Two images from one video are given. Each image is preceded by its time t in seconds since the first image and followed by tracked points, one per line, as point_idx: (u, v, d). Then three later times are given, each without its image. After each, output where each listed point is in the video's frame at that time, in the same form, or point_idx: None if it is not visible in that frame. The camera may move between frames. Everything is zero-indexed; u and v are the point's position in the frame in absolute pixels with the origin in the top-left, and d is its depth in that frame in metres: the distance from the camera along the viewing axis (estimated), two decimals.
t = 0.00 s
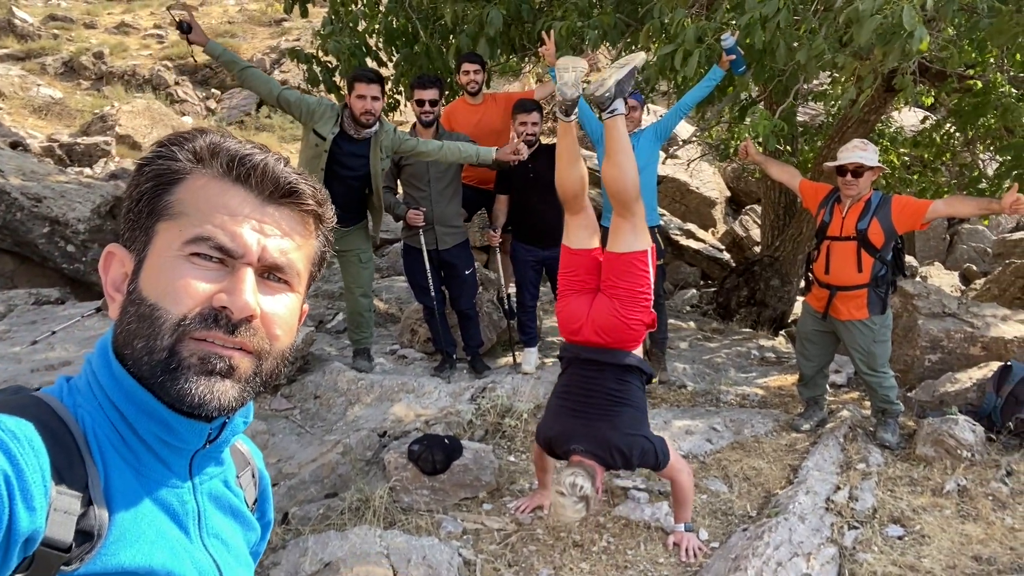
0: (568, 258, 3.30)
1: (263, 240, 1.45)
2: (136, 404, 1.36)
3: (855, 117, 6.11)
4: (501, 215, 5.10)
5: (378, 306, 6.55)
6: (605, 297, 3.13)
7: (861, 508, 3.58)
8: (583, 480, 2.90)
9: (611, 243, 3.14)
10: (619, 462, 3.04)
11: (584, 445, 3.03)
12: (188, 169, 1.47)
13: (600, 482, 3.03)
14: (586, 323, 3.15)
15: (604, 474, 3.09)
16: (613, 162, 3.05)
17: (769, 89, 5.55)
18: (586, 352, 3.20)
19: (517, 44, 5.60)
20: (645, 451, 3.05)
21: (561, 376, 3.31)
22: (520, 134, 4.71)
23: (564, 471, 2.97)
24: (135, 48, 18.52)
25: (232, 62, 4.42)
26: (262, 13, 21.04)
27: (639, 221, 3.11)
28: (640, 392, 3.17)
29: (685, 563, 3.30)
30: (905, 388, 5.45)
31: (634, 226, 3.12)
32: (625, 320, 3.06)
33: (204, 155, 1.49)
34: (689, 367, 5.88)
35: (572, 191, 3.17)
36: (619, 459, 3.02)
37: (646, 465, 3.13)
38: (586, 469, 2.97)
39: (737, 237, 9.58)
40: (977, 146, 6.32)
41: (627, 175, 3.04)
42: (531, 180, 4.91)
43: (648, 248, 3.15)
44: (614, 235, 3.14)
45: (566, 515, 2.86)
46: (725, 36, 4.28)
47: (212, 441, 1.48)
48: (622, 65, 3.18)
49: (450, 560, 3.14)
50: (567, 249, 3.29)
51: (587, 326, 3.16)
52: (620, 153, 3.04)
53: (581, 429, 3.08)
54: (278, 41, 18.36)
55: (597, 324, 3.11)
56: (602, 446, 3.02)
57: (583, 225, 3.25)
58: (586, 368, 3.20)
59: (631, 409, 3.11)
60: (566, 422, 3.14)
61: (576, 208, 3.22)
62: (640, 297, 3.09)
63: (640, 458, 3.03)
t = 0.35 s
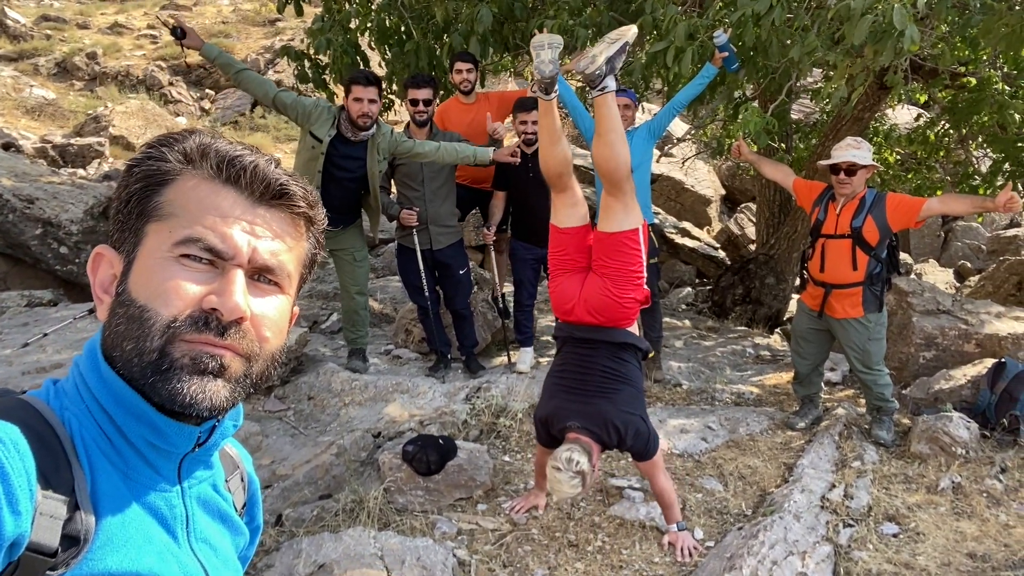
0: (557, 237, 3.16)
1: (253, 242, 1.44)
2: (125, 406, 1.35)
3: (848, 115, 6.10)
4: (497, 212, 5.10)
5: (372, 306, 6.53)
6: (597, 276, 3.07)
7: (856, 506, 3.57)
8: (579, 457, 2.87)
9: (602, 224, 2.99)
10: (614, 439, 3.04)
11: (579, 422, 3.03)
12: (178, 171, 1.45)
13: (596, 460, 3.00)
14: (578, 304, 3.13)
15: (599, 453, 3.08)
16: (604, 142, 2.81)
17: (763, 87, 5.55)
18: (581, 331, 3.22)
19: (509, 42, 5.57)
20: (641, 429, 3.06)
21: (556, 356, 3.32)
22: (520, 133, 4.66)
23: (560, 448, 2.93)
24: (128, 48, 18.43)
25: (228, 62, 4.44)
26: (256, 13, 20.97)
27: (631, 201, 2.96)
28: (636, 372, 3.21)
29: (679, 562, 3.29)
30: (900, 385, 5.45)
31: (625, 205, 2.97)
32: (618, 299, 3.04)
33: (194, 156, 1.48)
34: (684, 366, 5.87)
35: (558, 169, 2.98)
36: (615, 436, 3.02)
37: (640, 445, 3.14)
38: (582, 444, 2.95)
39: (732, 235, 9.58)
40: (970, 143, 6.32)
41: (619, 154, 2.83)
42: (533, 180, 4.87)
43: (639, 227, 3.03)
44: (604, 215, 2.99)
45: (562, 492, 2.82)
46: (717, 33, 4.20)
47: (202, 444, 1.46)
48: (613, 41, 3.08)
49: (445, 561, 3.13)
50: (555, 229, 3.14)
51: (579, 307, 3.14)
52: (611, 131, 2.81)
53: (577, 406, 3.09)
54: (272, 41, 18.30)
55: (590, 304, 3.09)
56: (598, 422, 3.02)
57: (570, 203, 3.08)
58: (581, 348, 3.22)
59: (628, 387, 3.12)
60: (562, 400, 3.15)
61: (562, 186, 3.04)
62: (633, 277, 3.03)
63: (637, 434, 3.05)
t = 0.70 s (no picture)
0: (561, 261, 3.28)
1: (256, 242, 1.43)
2: (127, 407, 1.34)
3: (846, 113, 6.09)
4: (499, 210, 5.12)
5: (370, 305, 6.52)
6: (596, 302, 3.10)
7: (855, 503, 3.58)
8: (573, 484, 2.89)
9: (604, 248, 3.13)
10: (612, 467, 3.01)
11: (574, 450, 3.02)
12: (181, 171, 1.44)
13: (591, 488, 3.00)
14: (576, 328, 3.12)
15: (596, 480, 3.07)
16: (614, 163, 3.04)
17: (760, 85, 5.55)
18: (576, 358, 3.17)
19: (506, 41, 5.56)
20: (638, 456, 3.03)
21: (551, 382, 3.28)
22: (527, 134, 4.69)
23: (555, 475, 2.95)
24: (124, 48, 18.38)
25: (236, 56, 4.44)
26: (253, 12, 20.91)
27: (634, 226, 3.10)
28: (632, 399, 3.15)
29: (679, 560, 3.29)
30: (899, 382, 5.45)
31: (629, 230, 3.12)
32: (616, 325, 3.04)
33: (197, 156, 1.47)
34: (683, 364, 5.87)
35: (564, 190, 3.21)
36: (612, 464, 3.00)
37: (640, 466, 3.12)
38: (577, 473, 2.94)
39: (730, 233, 9.58)
40: (968, 140, 6.32)
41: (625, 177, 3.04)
42: (538, 178, 4.89)
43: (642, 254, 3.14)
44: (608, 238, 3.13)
45: (557, 519, 2.83)
46: (715, 32, 4.20)
47: (204, 446, 1.46)
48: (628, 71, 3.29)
49: (444, 561, 3.12)
50: (560, 251, 3.28)
51: (577, 331, 3.12)
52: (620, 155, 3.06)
53: (572, 434, 3.06)
54: (269, 40, 18.26)
55: (588, 329, 3.08)
56: (593, 451, 3.00)
57: (576, 227, 3.25)
58: (576, 374, 3.18)
59: (624, 414, 3.07)
60: (557, 429, 3.12)
61: (569, 210, 3.26)
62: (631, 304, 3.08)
63: (634, 461, 3.01)
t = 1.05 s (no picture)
0: (560, 289, 3.45)
1: (257, 241, 1.43)
2: (128, 407, 1.33)
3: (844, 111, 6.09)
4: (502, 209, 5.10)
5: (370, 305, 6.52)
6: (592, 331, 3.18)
7: (856, 502, 3.57)
8: (566, 521, 2.91)
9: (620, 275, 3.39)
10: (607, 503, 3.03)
11: (570, 489, 3.02)
12: (181, 170, 1.44)
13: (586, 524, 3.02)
14: (571, 355, 3.14)
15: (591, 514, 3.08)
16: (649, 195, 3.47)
17: (759, 84, 5.55)
18: (570, 393, 3.16)
19: (505, 40, 5.55)
20: (633, 490, 3.04)
21: (544, 416, 3.26)
22: (529, 132, 4.75)
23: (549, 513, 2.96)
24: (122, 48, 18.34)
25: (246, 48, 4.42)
26: (251, 12, 20.87)
27: (650, 261, 3.40)
28: (626, 433, 3.13)
29: (680, 559, 3.29)
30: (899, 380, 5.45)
31: (645, 265, 3.41)
32: (612, 354, 3.09)
33: (197, 155, 1.47)
34: (683, 363, 5.87)
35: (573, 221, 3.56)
36: (608, 499, 3.01)
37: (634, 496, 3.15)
38: (571, 511, 2.97)
39: (729, 232, 9.59)
40: (967, 138, 6.31)
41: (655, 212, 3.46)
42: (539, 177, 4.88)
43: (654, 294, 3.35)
44: (626, 268, 3.42)
45: (550, 558, 2.85)
46: (715, 31, 4.20)
47: (206, 445, 1.45)
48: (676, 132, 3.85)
49: (445, 561, 3.12)
50: (561, 278, 3.46)
51: (571, 358, 3.14)
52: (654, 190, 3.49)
53: (566, 472, 3.05)
54: (267, 40, 18.23)
55: (583, 358, 3.10)
56: (588, 489, 3.00)
57: (577, 256, 3.50)
58: (568, 410, 3.17)
59: (617, 449, 3.05)
60: (551, 466, 3.11)
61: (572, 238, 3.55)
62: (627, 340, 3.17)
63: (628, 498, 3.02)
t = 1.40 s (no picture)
0: (553, 300, 3.46)
1: (261, 236, 1.43)
2: (133, 400, 1.34)
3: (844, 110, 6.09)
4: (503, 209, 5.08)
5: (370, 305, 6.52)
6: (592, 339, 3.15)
7: (856, 500, 3.58)
8: (567, 532, 2.96)
9: (635, 286, 3.39)
10: (607, 510, 3.06)
11: (570, 499, 3.07)
12: (186, 165, 1.44)
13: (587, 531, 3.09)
14: (571, 363, 3.10)
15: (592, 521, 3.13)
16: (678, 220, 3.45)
17: (759, 83, 5.55)
18: (569, 403, 3.15)
19: (506, 40, 5.55)
20: (632, 498, 3.07)
21: (543, 424, 3.26)
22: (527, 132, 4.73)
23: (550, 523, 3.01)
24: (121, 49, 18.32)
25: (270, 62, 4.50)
26: (250, 12, 20.84)
27: (667, 280, 3.38)
28: (624, 440, 3.13)
29: (682, 558, 3.29)
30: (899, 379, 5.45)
31: (661, 283, 3.38)
32: (612, 363, 3.07)
33: (202, 151, 1.47)
34: (683, 362, 5.88)
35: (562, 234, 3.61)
36: (607, 508, 3.05)
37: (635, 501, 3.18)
38: (571, 521, 3.03)
39: (729, 231, 9.59)
40: (967, 137, 6.31)
41: (685, 237, 3.42)
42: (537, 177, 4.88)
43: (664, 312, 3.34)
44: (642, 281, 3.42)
45: (552, 569, 2.92)
46: (716, 30, 4.19)
47: (210, 438, 1.46)
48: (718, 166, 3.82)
49: (447, 560, 3.12)
50: (552, 291, 3.49)
51: (571, 366, 3.11)
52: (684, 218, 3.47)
53: (566, 483, 3.08)
54: (266, 40, 18.22)
55: (583, 366, 3.08)
56: (588, 500, 3.04)
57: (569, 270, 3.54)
58: (567, 419, 3.16)
59: (616, 458, 3.06)
60: (550, 476, 3.13)
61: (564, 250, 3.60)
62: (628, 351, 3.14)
63: (627, 505, 3.05)
